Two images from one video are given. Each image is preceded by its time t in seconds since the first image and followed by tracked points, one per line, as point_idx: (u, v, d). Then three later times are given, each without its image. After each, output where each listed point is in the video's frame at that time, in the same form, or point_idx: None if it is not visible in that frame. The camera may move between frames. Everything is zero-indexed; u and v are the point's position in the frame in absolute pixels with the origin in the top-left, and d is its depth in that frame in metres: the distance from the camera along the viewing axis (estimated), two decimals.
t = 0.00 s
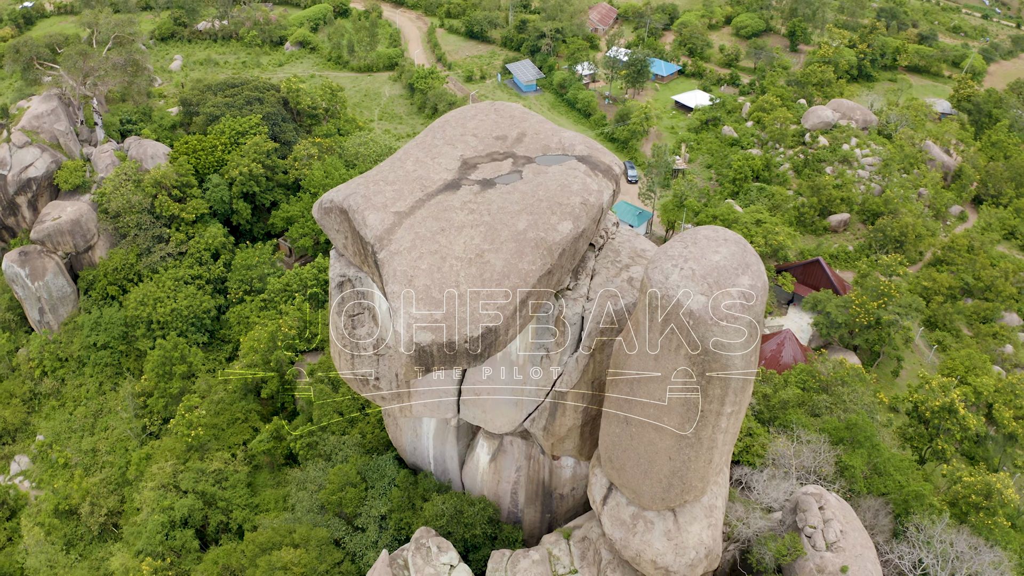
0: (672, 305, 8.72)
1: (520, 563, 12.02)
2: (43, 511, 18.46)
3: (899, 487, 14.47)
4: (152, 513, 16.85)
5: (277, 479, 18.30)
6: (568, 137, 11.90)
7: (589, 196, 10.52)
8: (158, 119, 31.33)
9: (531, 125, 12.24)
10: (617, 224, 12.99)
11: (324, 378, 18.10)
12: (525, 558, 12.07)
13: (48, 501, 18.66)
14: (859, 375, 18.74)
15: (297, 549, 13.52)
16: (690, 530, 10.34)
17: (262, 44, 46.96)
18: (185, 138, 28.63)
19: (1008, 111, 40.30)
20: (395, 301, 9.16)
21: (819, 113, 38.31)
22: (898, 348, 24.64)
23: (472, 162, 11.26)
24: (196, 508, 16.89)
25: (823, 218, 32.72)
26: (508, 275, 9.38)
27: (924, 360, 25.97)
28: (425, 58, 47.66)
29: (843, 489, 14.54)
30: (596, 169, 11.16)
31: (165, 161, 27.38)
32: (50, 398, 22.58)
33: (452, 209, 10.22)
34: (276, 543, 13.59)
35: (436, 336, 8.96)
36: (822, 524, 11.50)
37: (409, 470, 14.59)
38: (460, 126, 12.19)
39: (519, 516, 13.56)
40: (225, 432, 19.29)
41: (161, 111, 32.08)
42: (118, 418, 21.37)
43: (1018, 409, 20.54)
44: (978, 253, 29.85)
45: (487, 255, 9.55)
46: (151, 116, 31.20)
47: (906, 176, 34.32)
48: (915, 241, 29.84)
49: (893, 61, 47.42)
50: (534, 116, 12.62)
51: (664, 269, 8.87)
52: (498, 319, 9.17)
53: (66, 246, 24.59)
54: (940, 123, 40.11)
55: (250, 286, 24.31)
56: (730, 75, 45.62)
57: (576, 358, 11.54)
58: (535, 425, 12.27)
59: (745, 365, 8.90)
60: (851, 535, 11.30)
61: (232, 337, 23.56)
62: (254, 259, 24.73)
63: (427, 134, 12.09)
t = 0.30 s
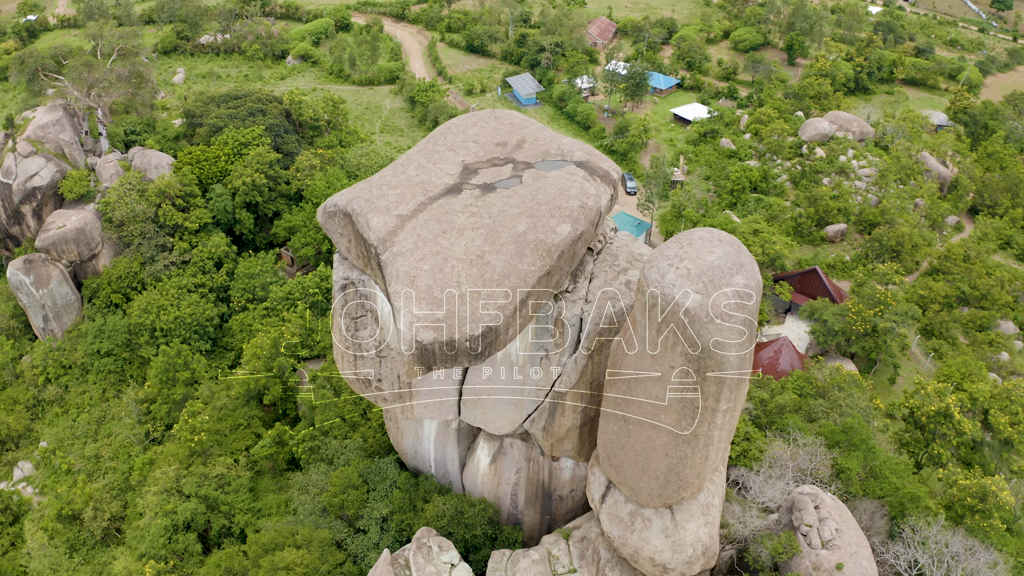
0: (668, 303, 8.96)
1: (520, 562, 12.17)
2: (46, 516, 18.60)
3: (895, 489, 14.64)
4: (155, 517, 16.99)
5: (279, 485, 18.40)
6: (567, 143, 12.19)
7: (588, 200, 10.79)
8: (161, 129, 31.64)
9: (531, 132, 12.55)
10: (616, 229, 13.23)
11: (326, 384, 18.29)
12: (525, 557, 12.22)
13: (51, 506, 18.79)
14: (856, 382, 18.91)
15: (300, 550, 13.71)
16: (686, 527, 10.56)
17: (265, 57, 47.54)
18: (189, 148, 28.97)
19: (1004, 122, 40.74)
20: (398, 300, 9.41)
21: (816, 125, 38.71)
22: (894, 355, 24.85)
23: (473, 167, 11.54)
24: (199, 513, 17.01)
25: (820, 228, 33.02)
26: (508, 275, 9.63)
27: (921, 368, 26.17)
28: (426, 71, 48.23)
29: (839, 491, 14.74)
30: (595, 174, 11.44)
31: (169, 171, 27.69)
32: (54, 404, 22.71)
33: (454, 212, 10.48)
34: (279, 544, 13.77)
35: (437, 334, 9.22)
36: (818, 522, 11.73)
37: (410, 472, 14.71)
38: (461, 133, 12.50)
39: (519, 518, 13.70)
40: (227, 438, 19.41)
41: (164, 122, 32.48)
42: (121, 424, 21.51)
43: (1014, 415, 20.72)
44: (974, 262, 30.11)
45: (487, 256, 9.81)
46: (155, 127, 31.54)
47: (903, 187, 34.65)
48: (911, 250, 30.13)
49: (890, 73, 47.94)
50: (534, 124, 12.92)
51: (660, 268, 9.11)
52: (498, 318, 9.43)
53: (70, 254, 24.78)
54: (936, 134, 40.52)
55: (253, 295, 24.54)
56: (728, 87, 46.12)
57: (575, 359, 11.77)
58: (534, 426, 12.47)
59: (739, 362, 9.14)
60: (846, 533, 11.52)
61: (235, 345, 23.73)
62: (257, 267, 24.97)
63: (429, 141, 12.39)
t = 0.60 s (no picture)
0: (665, 300, 9.20)
1: (520, 559, 12.34)
2: (49, 519, 18.75)
3: (891, 489, 14.83)
4: (158, 519, 17.15)
5: (281, 487, 18.53)
6: (565, 148, 12.51)
7: (586, 201, 11.07)
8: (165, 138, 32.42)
9: (531, 137, 12.87)
10: (613, 232, 13.51)
11: (328, 387, 18.50)
12: (525, 554, 12.39)
13: (55, 509, 18.95)
14: (852, 387, 19.10)
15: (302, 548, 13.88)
16: (683, 522, 10.80)
17: (266, 69, 48.05)
18: (192, 156, 29.29)
19: (1000, 132, 41.14)
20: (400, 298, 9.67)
21: (813, 134, 39.08)
22: (890, 360, 25.06)
23: (474, 171, 11.84)
24: (202, 514, 17.17)
25: (817, 236, 33.30)
26: (508, 274, 9.90)
27: (917, 373, 26.39)
28: (427, 83, 48.72)
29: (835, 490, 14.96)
30: (593, 177, 11.74)
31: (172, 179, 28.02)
32: (57, 409, 22.85)
33: (455, 213, 10.76)
34: (282, 543, 13.95)
35: (440, 331, 9.47)
36: (813, 518, 12.04)
37: (411, 473, 14.85)
38: (462, 138, 12.81)
39: (518, 517, 13.87)
40: (230, 441, 19.56)
41: (168, 131, 32.82)
42: (124, 428, 21.70)
43: (1010, 419, 20.90)
44: (970, 269, 30.36)
45: (488, 255, 10.08)
46: (157, 135, 32.20)
47: (899, 196, 34.97)
48: (907, 258, 30.41)
49: (887, 84, 48.43)
50: (533, 129, 13.24)
51: (656, 266, 9.35)
52: (499, 315, 9.69)
53: (74, 260, 25.01)
54: (932, 144, 40.92)
55: (255, 301, 24.79)
56: (725, 99, 46.60)
57: (574, 358, 12.01)
58: (534, 424, 12.69)
59: (734, 357, 9.40)
60: (840, 529, 11.83)
61: (237, 350, 23.92)
62: (260, 274, 25.24)
63: (431, 146, 12.69)
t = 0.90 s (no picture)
0: (660, 292, 9.43)
1: (520, 552, 12.59)
2: (53, 518, 18.93)
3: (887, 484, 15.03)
4: (162, 517, 17.32)
5: (283, 486, 18.73)
6: (564, 147, 12.78)
7: (584, 199, 11.33)
8: (169, 143, 32.81)
9: (530, 137, 13.15)
10: (611, 231, 13.76)
11: (331, 386, 18.73)
12: (525, 547, 12.63)
13: (58, 508, 19.12)
14: (848, 387, 19.30)
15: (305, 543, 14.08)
16: (680, 513, 11.06)
17: (268, 76, 48.39)
18: (195, 161, 29.55)
19: (996, 137, 41.52)
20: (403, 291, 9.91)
21: (810, 139, 39.39)
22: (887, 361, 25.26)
23: (475, 169, 12.10)
24: (205, 512, 17.33)
25: (814, 240, 33.53)
26: (508, 269, 10.16)
27: (914, 375, 26.61)
28: (427, 90, 49.10)
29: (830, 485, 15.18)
30: (591, 176, 12.00)
31: (176, 182, 28.27)
32: (60, 410, 23.01)
33: (456, 210, 11.01)
34: (284, 538, 14.15)
35: (441, 323, 9.72)
36: (808, 511, 12.31)
37: (412, 468, 15.03)
38: (463, 139, 13.08)
39: (518, 511, 14.07)
40: (232, 441, 19.74)
41: (170, 137, 33.09)
42: (127, 428, 21.88)
43: (1005, 418, 21.11)
44: (966, 272, 30.61)
45: (489, 251, 10.33)
46: (161, 140, 32.45)
47: (896, 200, 35.25)
48: (904, 261, 30.66)
49: (885, 91, 48.83)
50: (533, 129, 13.51)
51: (652, 260, 9.58)
52: (499, 308, 9.93)
53: (79, 262, 25.19)
54: (929, 149, 41.25)
55: (257, 303, 25.03)
56: (724, 105, 46.97)
57: (573, 353, 12.23)
58: (533, 418, 12.90)
59: (729, 349, 9.63)
60: (835, 521, 12.09)
61: (240, 352, 24.13)
62: (262, 276, 25.49)
63: (433, 146, 12.96)
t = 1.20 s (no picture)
0: (656, 285, 9.69)
1: (519, 545, 12.77)
2: (57, 516, 19.10)
3: (881, 481, 15.25)
4: (165, 514, 17.47)
5: (285, 484, 19.01)
6: (563, 148, 13.08)
7: (582, 197, 11.61)
8: (172, 148, 33.13)
9: (529, 138, 13.43)
10: (609, 230, 14.03)
11: (333, 386, 18.95)
12: (524, 540, 12.82)
13: (62, 507, 19.29)
14: (844, 387, 19.51)
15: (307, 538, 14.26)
16: (677, 505, 11.29)
17: (269, 83, 48.75)
18: (198, 165, 29.85)
19: (992, 143, 41.89)
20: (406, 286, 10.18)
21: (807, 145, 39.75)
22: (883, 363, 25.47)
23: (475, 169, 12.38)
24: (208, 509, 17.51)
25: (811, 244, 33.81)
26: (509, 264, 10.42)
27: (910, 376, 26.84)
28: (427, 96, 49.48)
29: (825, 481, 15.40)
30: (589, 175, 12.27)
31: (179, 186, 28.60)
32: (64, 411, 23.20)
33: (457, 208, 11.27)
34: (287, 533, 14.34)
35: (443, 316, 9.99)
36: (803, 503, 12.58)
37: (413, 465, 15.21)
38: (464, 139, 13.36)
39: (518, 507, 14.26)
40: (235, 440, 19.93)
41: (173, 142, 33.41)
42: (130, 428, 22.05)
43: (1000, 418, 21.31)
44: (962, 275, 30.85)
45: (489, 247, 10.59)
46: (164, 146, 32.93)
47: (892, 205, 35.54)
48: (900, 265, 30.93)
49: (882, 97, 49.22)
50: (532, 130, 13.79)
51: (648, 255, 9.84)
52: (499, 301, 10.19)
53: (83, 265, 25.39)
54: (925, 154, 41.60)
55: (260, 305, 25.26)
56: (722, 112, 47.36)
57: (571, 348, 12.46)
58: (533, 413, 13.11)
59: (723, 341, 9.88)
60: (829, 513, 12.37)
61: (242, 354, 24.33)
62: (264, 279, 25.74)
63: (434, 146, 13.24)
